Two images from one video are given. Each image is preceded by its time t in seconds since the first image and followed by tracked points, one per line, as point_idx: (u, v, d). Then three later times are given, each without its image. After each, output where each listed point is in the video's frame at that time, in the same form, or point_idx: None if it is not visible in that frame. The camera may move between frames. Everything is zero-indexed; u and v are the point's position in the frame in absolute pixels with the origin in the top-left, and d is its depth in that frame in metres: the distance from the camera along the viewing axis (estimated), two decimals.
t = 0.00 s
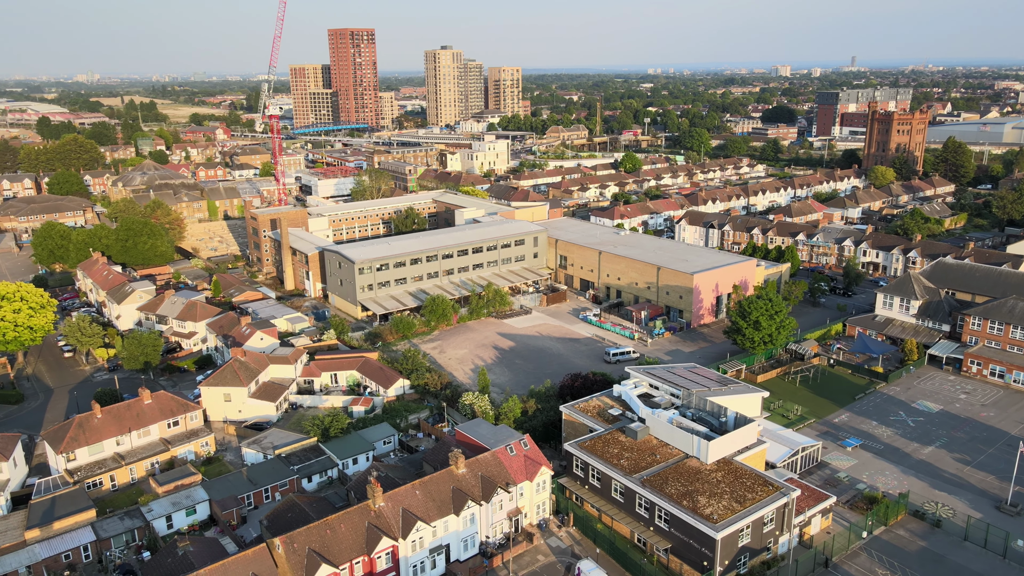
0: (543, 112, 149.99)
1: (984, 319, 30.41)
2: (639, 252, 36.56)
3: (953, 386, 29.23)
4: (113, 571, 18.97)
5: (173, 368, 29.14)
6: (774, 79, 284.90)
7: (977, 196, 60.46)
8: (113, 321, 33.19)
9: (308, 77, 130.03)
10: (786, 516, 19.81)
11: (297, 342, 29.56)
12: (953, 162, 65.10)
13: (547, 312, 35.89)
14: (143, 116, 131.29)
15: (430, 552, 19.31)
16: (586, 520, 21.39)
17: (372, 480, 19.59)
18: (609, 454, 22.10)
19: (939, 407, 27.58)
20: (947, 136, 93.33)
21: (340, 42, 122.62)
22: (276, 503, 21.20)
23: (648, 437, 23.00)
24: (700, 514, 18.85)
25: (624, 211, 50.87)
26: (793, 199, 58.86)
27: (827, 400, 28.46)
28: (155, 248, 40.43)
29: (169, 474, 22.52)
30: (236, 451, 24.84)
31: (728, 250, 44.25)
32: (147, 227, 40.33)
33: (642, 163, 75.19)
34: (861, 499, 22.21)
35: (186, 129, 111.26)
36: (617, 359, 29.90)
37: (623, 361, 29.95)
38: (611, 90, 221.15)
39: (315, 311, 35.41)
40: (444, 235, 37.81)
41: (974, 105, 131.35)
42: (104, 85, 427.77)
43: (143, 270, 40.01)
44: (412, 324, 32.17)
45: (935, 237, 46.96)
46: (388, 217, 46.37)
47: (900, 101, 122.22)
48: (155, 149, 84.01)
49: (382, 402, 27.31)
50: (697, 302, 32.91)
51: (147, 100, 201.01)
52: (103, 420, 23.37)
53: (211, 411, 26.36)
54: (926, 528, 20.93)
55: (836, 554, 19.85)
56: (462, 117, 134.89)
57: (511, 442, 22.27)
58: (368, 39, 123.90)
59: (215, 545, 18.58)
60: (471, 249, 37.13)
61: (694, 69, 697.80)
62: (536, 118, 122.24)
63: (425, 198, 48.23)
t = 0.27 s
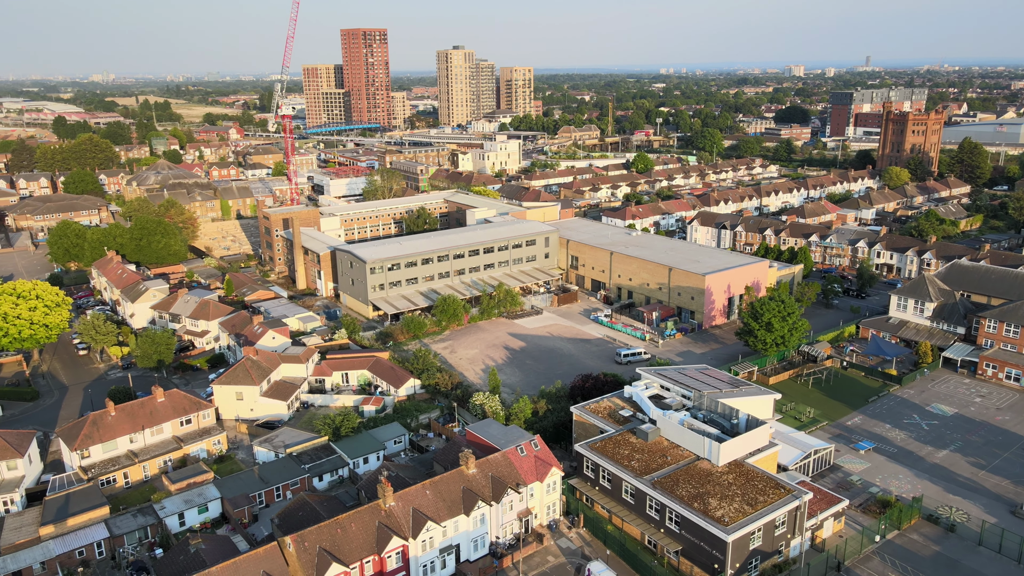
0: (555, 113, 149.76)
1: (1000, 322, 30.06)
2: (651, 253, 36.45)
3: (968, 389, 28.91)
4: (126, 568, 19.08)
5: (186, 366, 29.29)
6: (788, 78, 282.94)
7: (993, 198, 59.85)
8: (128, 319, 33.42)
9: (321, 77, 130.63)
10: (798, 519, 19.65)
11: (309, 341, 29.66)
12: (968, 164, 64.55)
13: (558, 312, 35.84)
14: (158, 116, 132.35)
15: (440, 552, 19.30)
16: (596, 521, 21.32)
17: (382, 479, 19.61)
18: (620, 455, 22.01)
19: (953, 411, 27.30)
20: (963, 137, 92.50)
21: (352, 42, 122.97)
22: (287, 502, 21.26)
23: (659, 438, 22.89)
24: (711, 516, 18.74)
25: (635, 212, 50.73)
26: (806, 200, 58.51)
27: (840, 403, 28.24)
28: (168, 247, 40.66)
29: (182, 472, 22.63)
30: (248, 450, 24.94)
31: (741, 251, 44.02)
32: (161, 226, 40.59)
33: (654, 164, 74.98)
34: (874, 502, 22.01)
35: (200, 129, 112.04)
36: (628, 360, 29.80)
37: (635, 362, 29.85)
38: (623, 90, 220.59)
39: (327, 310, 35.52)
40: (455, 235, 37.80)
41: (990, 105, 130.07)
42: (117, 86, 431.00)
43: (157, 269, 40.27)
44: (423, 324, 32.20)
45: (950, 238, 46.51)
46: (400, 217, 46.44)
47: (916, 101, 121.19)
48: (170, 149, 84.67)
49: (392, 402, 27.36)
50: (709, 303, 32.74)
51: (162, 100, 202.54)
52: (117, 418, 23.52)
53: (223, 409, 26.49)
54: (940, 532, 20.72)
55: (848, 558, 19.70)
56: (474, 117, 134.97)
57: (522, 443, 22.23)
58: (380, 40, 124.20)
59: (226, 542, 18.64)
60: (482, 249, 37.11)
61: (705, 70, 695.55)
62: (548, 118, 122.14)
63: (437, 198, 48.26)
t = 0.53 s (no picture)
0: (567, 113, 149.56)
1: (1016, 325, 29.71)
2: (662, 254, 36.31)
3: (983, 392, 28.61)
4: (139, 565, 19.21)
5: (199, 364, 29.46)
6: (801, 78, 280.90)
7: (1010, 199, 59.24)
8: (141, 318, 33.66)
9: (333, 77, 131.20)
10: (810, 522, 19.51)
11: (320, 340, 29.75)
12: (985, 165, 63.91)
13: (569, 313, 35.78)
14: (172, 116, 133.38)
15: (451, 551, 19.31)
16: (606, 523, 21.26)
17: (393, 479, 19.63)
18: (631, 456, 21.92)
19: (968, 414, 27.02)
20: (979, 137, 91.61)
21: (365, 42, 123.35)
22: (298, 500, 21.33)
23: (670, 440, 22.79)
24: (722, 519, 18.64)
25: (647, 212, 50.57)
26: (820, 201, 58.12)
27: (853, 405, 28.02)
28: (181, 246, 40.90)
29: (194, 470, 22.76)
30: (260, 448, 25.06)
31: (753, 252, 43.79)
32: (175, 225, 40.85)
33: (666, 164, 74.73)
34: (887, 506, 21.82)
35: (213, 129, 112.83)
36: (640, 361, 29.70)
37: (646, 363, 29.76)
38: (635, 90, 220.00)
39: (338, 309, 35.63)
40: (466, 235, 37.82)
41: (1007, 105, 128.71)
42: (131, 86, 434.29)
43: (171, 268, 40.54)
44: (434, 324, 32.25)
45: (966, 240, 46.04)
46: (411, 217, 46.52)
47: (931, 101, 120.10)
48: (183, 148, 85.28)
49: (403, 401, 27.41)
50: (721, 304, 32.58)
51: (176, 100, 204.09)
52: (131, 415, 23.68)
53: (235, 407, 26.63)
54: (954, 536, 20.51)
55: (860, 562, 19.54)
56: (485, 117, 135.02)
57: (532, 443, 22.19)
58: (393, 40, 124.53)
59: (238, 540, 18.73)
60: (493, 249, 37.11)
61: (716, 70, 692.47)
62: (559, 117, 121.99)
63: (448, 198, 48.31)
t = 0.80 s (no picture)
0: (579, 113, 149.35)
1: None
2: (674, 255, 36.17)
3: (999, 396, 28.30)
4: (151, 561, 19.34)
5: (211, 363, 29.62)
6: (815, 78, 278.67)
7: None
8: (155, 316, 33.90)
9: (346, 77, 131.70)
10: (822, 526, 19.36)
11: (332, 339, 29.85)
12: (1001, 166, 63.26)
13: (580, 313, 35.70)
14: (186, 116, 134.36)
15: (460, 551, 19.30)
16: (616, 524, 21.19)
17: (403, 478, 19.65)
18: (641, 458, 21.83)
19: (983, 417, 26.73)
20: (996, 138, 90.68)
21: (377, 42, 123.70)
22: (309, 499, 21.39)
23: (681, 441, 22.69)
24: (733, 521, 18.53)
25: (659, 213, 50.41)
26: (833, 202, 57.73)
27: (866, 408, 27.80)
28: (195, 245, 41.14)
29: (206, 467, 22.89)
30: (271, 446, 25.16)
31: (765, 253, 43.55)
32: (188, 224, 41.11)
33: (678, 164, 74.47)
34: (900, 510, 21.63)
35: (227, 129, 113.58)
36: (651, 362, 29.61)
37: (657, 364, 29.66)
38: (647, 90, 219.34)
39: (349, 309, 35.74)
40: (478, 235, 37.83)
41: None
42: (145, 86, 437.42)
43: (184, 266, 40.79)
44: (445, 324, 32.28)
45: (981, 242, 45.56)
46: (423, 217, 46.58)
47: (947, 101, 119.01)
48: (197, 148, 85.87)
49: (414, 401, 27.46)
50: (733, 305, 32.41)
51: (191, 100, 205.59)
52: (144, 413, 23.87)
53: (247, 406, 26.76)
54: (968, 541, 20.30)
55: (873, 566, 19.37)
56: (497, 117, 135.04)
57: (543, 444, 22.15)
58: (405, 40, 124.80)
59: (249, 538, 18.81)
60: (504, 249, 37.09)
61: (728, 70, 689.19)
62: (571, 117, 121.84)
63: (460, 198, 48.35)
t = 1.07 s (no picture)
0: (590, 113, 149.11)
1: None
2: (686, 255, 36.03)
3: (1015, 399, 27.99)
4: (164, 558, 19.47)
5: (224, 361, 29.79)
6: (829, 78, 276.22)
7: None
8: (168, 315, 34.14)
9: (358, 77, 132.20)
10: (834, 529, 19.22)
11: (343, 338, 29.94)
12: (1018, 166, 62.58)
13: (591, 314, 35.64)
14: (199, 116, 135.28)
15: (470, 551, 19.30)
16: (627, 525, 21.12)
17: (413, 478, 19.66)
18: (652, 459, 21.74)
19: (998, 421, 26.45)
20: (1013, 138, 89.72)
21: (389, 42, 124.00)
22: (320, 498, 21.45)
23: (692, 443, 22.58)
24: (745, 523, 18.43)
25: (671, 214, 50.24)
26: (847, 203, 57.34)
27: (879, 411, 27.58)
28: (208, 244, 41.38)
29: (219, 465, 23.02)
30: (283, 445, 25.26)
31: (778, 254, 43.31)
32: (201, 223, 41.37)
33: (690, 164, 74.18)
34: (914, 513, 21.44)
35: (240, 128, 114.23)
36: (662, 363, 29.51)
37: (668, 365, 29.56)
38: (659, 90, 218.60)
39: (361, 308, 35.85)
40: (489, 235, 37.82)
41: None
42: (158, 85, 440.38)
43: (197, 265, 41.04)
44: (456, 324, 32.32)
45: (998, 243, 45.07)
46: (434, 217, 46.64)
47: (963, 101, 117.86)
48: (211, 147, 86.44)
49: (425, 400, 27.50)
50: (745, 306, 32.24)
51: (205, 99, 206.96)
52: (157, 411, 24.04)
53: (259, 404, 26.89)
54: (983, 546, 20.09)
55: (886, 569, 19.21)
56: (509, 117, 135.02)
57: (553, 444, 22.11)
58: (417, 40, 125.05)
59: (260, 536, 18.89)
60: (515, 249, 37.07)
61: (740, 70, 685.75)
62: (583, 117, 121.64)
63: (471, 198, 48.39)
